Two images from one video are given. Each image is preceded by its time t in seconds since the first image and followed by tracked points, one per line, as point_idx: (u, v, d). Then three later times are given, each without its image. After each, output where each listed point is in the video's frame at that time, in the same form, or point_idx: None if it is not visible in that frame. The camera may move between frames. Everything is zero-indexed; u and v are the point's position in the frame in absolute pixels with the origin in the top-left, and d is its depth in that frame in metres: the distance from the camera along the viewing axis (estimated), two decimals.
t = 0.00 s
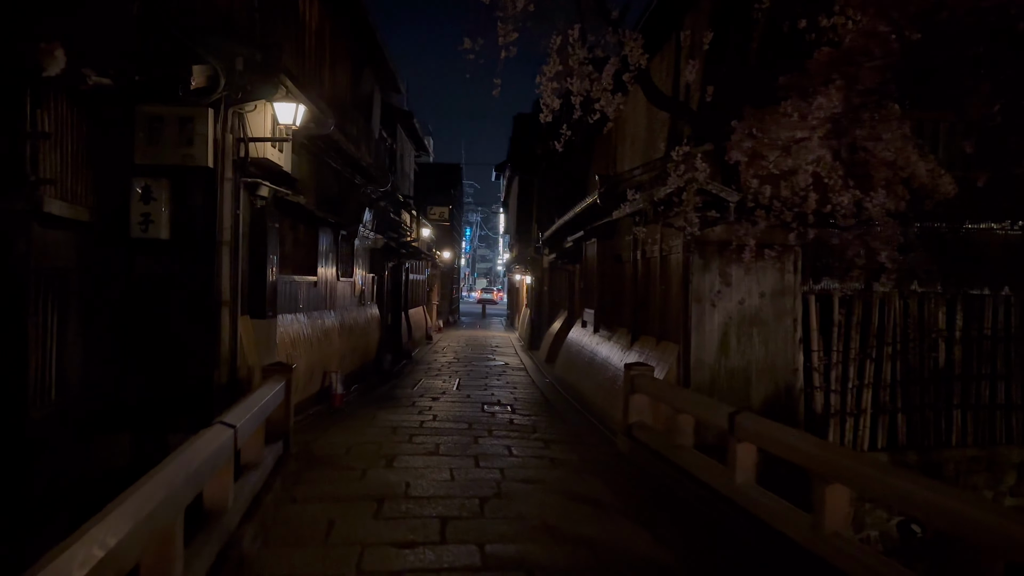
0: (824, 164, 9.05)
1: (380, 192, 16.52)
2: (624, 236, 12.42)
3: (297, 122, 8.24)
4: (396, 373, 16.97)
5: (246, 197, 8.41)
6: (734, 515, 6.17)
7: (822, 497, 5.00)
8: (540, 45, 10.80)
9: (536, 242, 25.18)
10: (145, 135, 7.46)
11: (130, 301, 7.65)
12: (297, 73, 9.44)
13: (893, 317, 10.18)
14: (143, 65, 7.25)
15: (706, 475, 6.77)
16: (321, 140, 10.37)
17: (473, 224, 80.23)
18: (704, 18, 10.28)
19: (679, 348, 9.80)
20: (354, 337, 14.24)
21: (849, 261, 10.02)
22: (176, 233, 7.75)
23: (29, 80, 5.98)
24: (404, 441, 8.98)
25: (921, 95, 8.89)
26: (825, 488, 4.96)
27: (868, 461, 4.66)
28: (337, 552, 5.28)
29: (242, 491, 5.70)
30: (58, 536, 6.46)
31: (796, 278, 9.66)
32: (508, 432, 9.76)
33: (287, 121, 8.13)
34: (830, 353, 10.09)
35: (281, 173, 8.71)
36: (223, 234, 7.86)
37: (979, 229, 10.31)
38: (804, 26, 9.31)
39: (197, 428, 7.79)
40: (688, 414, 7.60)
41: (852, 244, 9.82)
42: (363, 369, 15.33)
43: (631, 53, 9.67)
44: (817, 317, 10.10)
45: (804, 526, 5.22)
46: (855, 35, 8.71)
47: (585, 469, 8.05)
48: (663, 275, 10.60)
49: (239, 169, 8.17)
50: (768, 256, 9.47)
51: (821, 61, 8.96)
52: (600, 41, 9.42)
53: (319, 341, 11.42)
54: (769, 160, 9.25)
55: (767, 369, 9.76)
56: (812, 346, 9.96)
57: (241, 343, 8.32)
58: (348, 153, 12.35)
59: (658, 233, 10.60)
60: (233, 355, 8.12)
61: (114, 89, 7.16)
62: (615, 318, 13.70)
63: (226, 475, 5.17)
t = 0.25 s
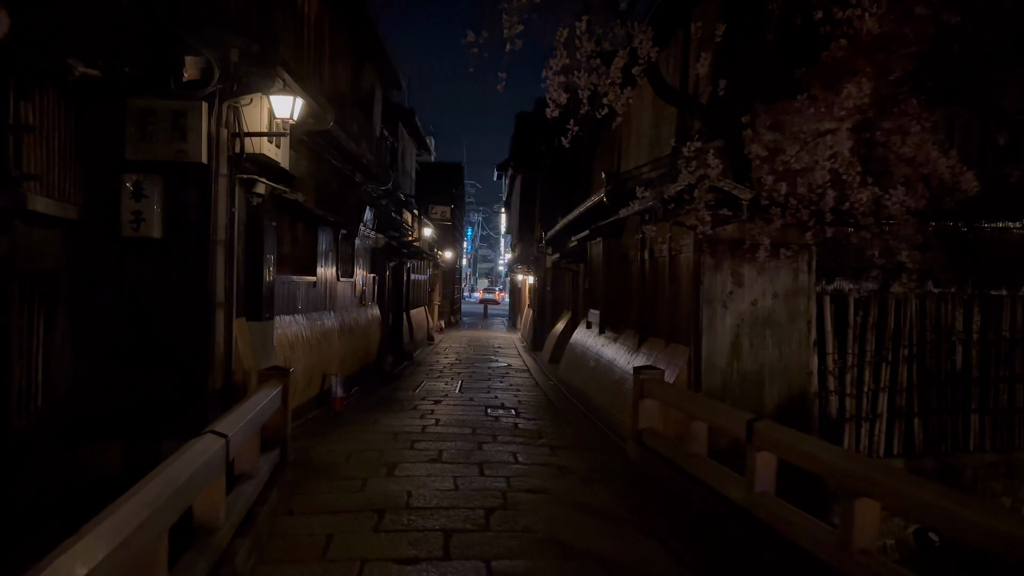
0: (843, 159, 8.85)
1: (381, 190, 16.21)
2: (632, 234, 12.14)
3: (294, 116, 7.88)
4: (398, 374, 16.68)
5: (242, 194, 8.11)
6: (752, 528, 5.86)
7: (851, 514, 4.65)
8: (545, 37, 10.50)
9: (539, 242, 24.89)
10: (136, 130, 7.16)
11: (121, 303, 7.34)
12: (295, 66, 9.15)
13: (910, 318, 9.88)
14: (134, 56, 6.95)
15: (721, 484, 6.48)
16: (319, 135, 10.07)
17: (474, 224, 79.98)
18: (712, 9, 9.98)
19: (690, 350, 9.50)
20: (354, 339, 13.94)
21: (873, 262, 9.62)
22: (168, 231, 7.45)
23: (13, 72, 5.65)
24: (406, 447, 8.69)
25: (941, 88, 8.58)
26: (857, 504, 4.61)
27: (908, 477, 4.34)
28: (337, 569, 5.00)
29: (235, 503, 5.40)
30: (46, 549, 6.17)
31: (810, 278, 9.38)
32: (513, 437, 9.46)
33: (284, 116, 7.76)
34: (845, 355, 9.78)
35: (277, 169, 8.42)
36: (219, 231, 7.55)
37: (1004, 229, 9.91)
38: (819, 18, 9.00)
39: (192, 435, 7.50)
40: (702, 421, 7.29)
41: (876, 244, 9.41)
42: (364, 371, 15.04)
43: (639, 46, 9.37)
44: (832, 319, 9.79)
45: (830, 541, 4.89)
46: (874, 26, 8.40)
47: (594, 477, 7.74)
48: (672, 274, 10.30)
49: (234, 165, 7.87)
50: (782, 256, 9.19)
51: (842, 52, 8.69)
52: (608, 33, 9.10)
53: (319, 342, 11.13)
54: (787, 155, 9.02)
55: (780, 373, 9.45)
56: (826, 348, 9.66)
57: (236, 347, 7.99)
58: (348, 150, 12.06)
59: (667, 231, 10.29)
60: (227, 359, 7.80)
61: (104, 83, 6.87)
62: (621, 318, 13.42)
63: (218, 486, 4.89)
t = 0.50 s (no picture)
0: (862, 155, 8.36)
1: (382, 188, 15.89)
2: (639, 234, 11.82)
3: (291, 108, 7.37)
4: (399, 377, 16.36)
5: (236, 190, 7.77)
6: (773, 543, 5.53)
7: (883, 530, 4.30)
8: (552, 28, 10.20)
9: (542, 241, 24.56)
10: (124, 122, 6.83)
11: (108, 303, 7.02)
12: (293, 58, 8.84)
13: (928, 320, 9.56)
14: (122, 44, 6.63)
15: (738, 495, 6.14)
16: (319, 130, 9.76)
17: (476, 224, 79.66)
18: None
19: (701, 353, 9.16)
20: (354, 340, 13.61)
21: (891, 262, 9.27)
22: (158, 228, 7.12)
23: None
24: (406, 453, 8.36)
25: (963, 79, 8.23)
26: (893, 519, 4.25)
27: (955, 492, 3.99)
28: None
29: (223, 516, 5.07)
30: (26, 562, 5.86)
31: (826, 277, 8.98)
32: (518, 442, 9.14)
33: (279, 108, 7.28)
34: (861, 358, 9.45)
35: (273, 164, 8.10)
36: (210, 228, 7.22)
37: None
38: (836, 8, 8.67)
39: (182, 441, 7.17)
40: (717, 428, 6.95)
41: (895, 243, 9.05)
42: (364, 372, 14.73)
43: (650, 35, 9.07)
44: (847, 320, 9.47)
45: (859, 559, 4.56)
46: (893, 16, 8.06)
47: (604, 486, 7.39)
48: (682, 274, 9.98)
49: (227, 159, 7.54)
50: (797, 255, 8.84)
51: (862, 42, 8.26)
52: (617, 23, 8.77)
53: (317, 344, 10.82)
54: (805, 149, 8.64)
55: (795, 377, 9.11)
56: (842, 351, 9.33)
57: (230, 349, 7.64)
58: (348, 147, 11.75)
59: (677, 229, 9.97)
60: (220, 362, 7.47)
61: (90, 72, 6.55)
62: (628, 320, 13.10)
63: (206, 499, 4.54)
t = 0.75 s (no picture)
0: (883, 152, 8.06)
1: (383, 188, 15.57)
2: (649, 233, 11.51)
3: (288, 103, 7.28)
4: (401, 379, 16.07)
5: (232, 188, 7.44)
6: (798, 561, 5.21)
7: (922, 554, 4.00)
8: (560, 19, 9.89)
9: (545, 241, 24.25)
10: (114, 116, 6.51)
11: (98, 307, 6.70)
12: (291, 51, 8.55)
13: (948, 324, 9.26)
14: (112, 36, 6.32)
15: (758, 508, 5.84)
16: (317, 125, 9.46)
17: (478, 224, 79.46)
18: None
19: (714, 358, 8.85)
20: (355, 342, 13.29)
21: (912, 263, 8.94)
22: (150, 228, 6.81)
23: None
24: (410, 461, 8.06)
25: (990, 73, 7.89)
26: (933, 543, 3.95)
27: (1004, 513, 3.69)
28: None
29: (216, 536, 4.74)
30: None
31: (843, 280, 8.70)
32: (525, 449, 8.83)
33: (276, 102, 7.16)
34: (879, 364, 9.15)
35: (269, 160, 7.78)
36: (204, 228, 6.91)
37: None
38: None
39: (176, 451, 6.85)
40: (737, 438, 6.62)
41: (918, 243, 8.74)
42: (366, 375, 14.42)
43: (661, 26, 8.76)
44: (865, 324, 9.16)
45: None
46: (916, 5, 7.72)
47: (616, 499, 7.06)
48: (693, 276, 9.67)
49: (223, 156, 7.20)
50: (814, 257, 8.53)
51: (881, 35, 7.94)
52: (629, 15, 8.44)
53: (317, 347, 10.51)
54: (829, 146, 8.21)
55: (812, 384, 8.79)
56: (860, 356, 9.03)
57: (225, 355, 7.30)
58: (348, 144, 11.45)
59: (689, 230, 9.63)
60: (215, 368, 7.14)
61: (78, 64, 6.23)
62: (636, 321, 12.81)
63: (195, 520, 4.23)
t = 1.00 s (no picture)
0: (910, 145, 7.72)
1: (385, 185, 15.23)
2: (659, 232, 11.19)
3: (286, 93, 6.96)
4: (403, 380, 15.78)
5: (228, 183, 7.12)
6: None
7: None
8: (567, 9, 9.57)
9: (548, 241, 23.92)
10: (103, 105, 6.19)
11: (87, 307, 6.37)
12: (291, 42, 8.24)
13: (970, 324, 8.97)
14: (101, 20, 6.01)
15: (783, 521, 5.52)
16: (316, 118, 9.16)
17: (479, 223, 79.21)
18: None
19: (728, 360, 8.53)
20: (356, 343, 12.97)
21: (935, 262, 8.60)
22: (142, 224, 6.48)
23: None
24: (413, 467, 7.75)
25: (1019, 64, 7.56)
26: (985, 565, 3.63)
27: None
28: None
29: (206, 552, 4.42)
30: None
31: (862, 281, 8.44)
32: (533, 455, 8.52)
33: (276, 91, 6.84)
34: (900, 366, 8.83)
35: (267, 152, 7.49)
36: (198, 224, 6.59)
37: None
38: None
39: (169, 458, 6.52)
40: (757, 445, 6.30)
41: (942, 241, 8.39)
42: (367, 376, 14.12)
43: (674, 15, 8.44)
44: (886, 325, 8.84)
45: None
46: None
47: (630, 509, 6.73)
48: (705, 275, 9.36)
49: (218, 148, 6.89)
50: (833, 253, 8.27)
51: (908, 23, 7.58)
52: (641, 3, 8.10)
53: (317, 347, 10.20)
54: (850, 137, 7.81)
55: (831, 387, 8.46)
56: (880, 358, 8.71)
57: (221, 357, 6.97)
58: (350, 139, 11.15)
59: (703, 227, 9.30)
60: (210, 371, 6.82)
61: (66, 51, 5.91)
62: (644, 322, 12.50)
63: (184, 538, 3.91)
